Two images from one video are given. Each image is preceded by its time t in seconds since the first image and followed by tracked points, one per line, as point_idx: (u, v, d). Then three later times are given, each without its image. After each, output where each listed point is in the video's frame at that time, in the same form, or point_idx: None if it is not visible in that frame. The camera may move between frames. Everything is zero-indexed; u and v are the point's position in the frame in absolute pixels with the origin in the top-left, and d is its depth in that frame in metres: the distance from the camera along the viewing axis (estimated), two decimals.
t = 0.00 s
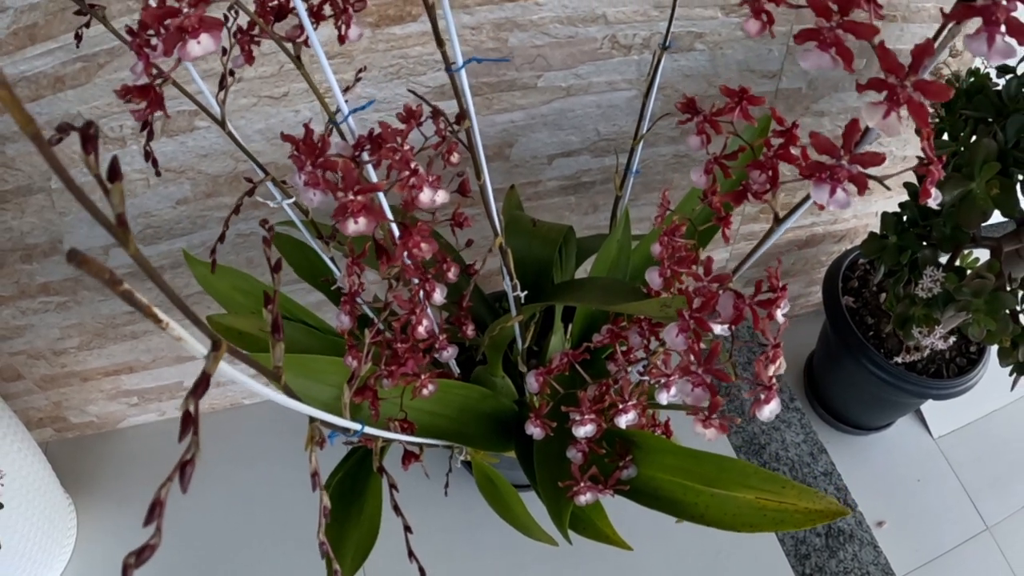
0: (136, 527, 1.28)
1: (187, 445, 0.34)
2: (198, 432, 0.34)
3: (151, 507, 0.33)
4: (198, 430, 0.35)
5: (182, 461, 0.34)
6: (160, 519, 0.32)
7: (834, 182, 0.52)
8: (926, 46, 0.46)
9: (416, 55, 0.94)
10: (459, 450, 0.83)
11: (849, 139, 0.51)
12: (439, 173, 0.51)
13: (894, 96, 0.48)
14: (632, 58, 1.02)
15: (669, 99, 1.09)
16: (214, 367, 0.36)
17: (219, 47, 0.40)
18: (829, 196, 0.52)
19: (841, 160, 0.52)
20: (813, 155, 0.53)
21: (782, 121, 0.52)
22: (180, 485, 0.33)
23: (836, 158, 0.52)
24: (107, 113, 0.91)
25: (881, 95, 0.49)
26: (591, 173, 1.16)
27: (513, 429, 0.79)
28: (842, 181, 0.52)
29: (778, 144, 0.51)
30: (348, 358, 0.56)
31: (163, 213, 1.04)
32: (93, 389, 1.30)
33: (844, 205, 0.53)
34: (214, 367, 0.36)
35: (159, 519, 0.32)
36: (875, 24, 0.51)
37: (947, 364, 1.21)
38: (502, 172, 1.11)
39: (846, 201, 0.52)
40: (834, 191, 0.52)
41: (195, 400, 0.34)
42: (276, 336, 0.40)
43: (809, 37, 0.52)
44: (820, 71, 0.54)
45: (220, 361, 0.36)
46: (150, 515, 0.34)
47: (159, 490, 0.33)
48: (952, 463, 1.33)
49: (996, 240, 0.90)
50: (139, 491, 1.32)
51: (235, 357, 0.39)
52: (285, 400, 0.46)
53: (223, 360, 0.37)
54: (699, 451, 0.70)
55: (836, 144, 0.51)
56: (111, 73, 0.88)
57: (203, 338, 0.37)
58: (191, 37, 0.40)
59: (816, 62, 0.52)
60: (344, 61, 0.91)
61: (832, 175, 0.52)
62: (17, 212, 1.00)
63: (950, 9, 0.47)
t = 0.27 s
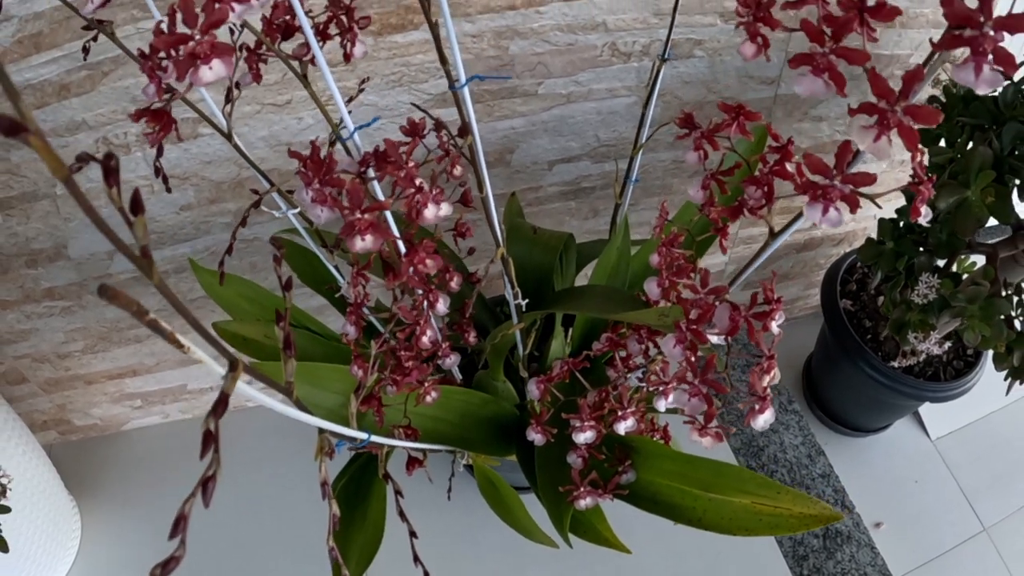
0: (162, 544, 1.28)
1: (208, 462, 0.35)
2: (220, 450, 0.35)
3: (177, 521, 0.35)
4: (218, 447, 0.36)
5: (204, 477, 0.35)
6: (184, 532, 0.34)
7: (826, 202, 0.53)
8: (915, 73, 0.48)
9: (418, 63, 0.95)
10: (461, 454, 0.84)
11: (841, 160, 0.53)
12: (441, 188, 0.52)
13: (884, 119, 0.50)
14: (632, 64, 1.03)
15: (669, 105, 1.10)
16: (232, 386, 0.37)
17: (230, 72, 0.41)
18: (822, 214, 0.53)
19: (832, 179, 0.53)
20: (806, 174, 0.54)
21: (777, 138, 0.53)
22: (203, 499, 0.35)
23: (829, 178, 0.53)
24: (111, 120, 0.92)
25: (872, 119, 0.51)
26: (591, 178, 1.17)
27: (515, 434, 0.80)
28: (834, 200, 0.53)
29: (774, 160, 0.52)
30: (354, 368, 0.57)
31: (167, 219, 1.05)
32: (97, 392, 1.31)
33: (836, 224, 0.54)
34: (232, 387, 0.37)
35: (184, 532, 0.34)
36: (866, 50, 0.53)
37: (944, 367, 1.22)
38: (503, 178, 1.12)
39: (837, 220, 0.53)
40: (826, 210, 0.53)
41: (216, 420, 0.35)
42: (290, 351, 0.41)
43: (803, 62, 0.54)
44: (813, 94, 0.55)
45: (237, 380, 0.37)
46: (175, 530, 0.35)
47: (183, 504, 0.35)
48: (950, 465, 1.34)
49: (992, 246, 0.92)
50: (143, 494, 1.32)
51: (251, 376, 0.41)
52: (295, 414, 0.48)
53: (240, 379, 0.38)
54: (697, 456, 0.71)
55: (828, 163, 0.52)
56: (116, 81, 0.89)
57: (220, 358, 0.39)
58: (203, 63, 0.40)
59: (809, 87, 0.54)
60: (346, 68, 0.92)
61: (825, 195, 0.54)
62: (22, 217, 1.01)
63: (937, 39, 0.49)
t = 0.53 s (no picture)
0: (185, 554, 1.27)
1: (228, 477, 0.37)
2: (238, 465, 0.37)
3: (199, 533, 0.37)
4: (237, 463, 0.37)
5: (225, 492, 0.37)
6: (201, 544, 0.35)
7: (819, 219, 0.54)
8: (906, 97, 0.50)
9: (419, 69, 0.95)
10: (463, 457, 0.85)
11: (834, 178, 0.54)
12: (444, 203, 0.52)
13: (875, 142, 0.51)
14: (631, 70, 1.04)
15: (668, 110, 1.11)
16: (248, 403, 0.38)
17: (241, 95, 0.42)
18: (816, 232, 0.54)
19: (826, 198, 0.54)
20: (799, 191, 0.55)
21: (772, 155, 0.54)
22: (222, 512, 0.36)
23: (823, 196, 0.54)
24: (116, 127, 0.93)
25: (864, 140, 0.52)
26: (591, 183, 1.18)
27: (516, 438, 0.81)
28: (828, 217, 0.54)
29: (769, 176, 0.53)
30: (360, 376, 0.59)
31: (170, 224, 1.06)
32: (101, 395, 1.32)
33: (830, 241, 0.55)
34: (248, 405, 0.38)
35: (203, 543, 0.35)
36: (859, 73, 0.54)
37: (942, 369, 1.23)
38: (504, 183, 1.13)
39: (831, 237, 0.54)
40: (821, 227, 0.54)
41: (234, 436, 0.37)
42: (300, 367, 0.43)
43: (798, 84, 0.54)
44: (807, 114, 0.56)
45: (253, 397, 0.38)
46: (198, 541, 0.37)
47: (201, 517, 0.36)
48: (947, 465, 1.35)
49: (988, 251, 0.92)
50: (146, 496, 1.33)
51: (265, 392, 0.42)
52: (305, 424, 0.49)
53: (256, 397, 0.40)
54: (695, 460, 0.72)
55: (821, 182, 0.54)
56: (120, 88, 0.90)
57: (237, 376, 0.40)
58: (214, 86, 0.41)
59: (803, 109, 0.54)
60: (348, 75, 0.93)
61: (817, 213, 0.54)
62: (26, 223, 1.02)
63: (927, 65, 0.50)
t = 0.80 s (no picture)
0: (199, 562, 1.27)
1: (240, 485, 0.38)
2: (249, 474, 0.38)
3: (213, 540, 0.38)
4: (247, 472, 0.38)
5: (237, 499, 0.37)
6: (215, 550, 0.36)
7: (813, 229, 0.56)
8: (898, 112, 0.51)
9: (420, 74, 0.96)
10: (464, 459, 0.86)
11: (827, 191, 0.55)
12: (445, 212, 0.53)
13: (868, 155, 0.52)
14: (630, 74, 1.05)
15: (667, 113, 1.12)
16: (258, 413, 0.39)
17: (247, 111, 0.42)
18: (810, 242, 0.56)
19: (819, 209, 0.56)
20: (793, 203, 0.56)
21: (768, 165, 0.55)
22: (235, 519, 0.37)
23: (816, 207, 0.56)
24: (118, 131, 0.94)
25: (857, 154, 0.53)
26: (590, 185, 1.18)
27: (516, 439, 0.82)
28: (820, 228, 0.56)
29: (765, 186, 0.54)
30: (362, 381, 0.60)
31: (172, 227, 1.07)
32: (103, 396, 1.32)
33: (823, 251, 0.57)
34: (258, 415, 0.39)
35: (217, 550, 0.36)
36: (851, 89, 0.55)
37: (939, 369, 1.24)
38: (504, 186, 1.14)
39: (824, 247, 0.56)
40: (813, 238, 0.56)
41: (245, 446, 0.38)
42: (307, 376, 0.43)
43: (792, 99, 0.56)
44: (801, 129, 0.57)
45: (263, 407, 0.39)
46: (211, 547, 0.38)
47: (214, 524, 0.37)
48: (945, 465, 1.36)
49: (984, 254, 0.93)
50: (147, 496, 1.34)
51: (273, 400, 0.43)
52: (310, 430, 0.50)
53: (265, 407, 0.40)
54: (692, 462, 0.73)
55: (815, 195, 0.55)
56: (122, 93, 0.91)
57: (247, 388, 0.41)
58: (220, 102, 0.41)
59: (797, 123, 0.56)
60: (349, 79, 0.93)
61: (811, 223, 0.56)
62: (29, 226, 1.03)
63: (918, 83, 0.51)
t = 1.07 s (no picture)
0: (224, 562, 1.28)
1: (263, 489, 0.40)
2: (272, 479, 0.40)
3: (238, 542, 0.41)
4: (270, 476, 0.41)
5: (261, 503, 0.40)
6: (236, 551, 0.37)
7: (810, 239, 0.57)
8: (893, 128, 0.52)
9: (423, 78, 0.97)
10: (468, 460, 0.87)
11: (825, 202, 0.57)
12: (452, 219, 0.54)
13: (864, 168, 0.53)
14: (631, 78, 1.06)
15: (668, 116, 1.13)
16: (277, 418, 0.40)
17: (263, 125, 0.43)
18: (807, 251, 0.57)
19: (817, 220, 0.57)
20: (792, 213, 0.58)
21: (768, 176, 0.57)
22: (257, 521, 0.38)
23: (814, 217, 0.57)
24: (123, 135, 0.95)
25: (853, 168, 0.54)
26: (591, 187, 1.19)
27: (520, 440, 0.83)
28: (818, 238, 0.57)
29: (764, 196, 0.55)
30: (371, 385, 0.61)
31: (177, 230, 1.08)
32: (107, 397, 1.33)
33: (821, 260, 0.58)
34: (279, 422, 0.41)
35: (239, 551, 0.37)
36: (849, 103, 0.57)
37: (937, 369, 1.25)
38: (506, 188, 1.15)
39: (821, 256, 0.58)
40: (811, 247, 0.57)
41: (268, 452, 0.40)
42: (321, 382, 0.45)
43: (791, 113, 0.57)
44: (799, 142, 0.58)
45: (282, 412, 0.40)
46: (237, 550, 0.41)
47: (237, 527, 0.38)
48: (944, 464, 1.37)
49: (980, 256, 0.94)
50: (151, 497, 1.35)
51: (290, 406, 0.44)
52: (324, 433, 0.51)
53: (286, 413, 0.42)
54: (693, 462, 0.74)
55: (813, 206, 0.56)
56: (128, 97, 0.92)
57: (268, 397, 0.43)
58: (236, 116, 0.42)
59: (795, 137, 0.57)
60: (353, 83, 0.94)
61: (809, 233, 0.57)
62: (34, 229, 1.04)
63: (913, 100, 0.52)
